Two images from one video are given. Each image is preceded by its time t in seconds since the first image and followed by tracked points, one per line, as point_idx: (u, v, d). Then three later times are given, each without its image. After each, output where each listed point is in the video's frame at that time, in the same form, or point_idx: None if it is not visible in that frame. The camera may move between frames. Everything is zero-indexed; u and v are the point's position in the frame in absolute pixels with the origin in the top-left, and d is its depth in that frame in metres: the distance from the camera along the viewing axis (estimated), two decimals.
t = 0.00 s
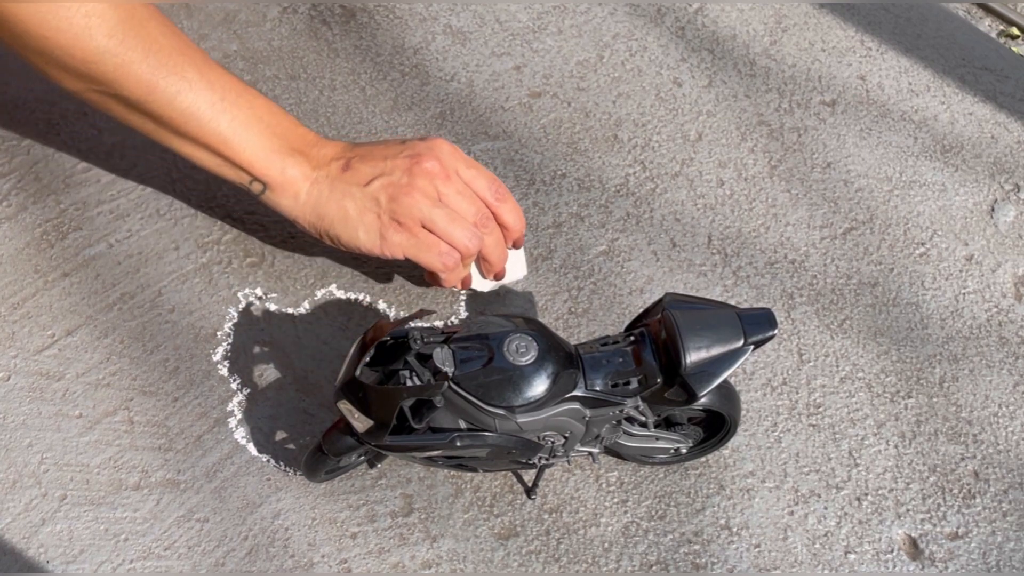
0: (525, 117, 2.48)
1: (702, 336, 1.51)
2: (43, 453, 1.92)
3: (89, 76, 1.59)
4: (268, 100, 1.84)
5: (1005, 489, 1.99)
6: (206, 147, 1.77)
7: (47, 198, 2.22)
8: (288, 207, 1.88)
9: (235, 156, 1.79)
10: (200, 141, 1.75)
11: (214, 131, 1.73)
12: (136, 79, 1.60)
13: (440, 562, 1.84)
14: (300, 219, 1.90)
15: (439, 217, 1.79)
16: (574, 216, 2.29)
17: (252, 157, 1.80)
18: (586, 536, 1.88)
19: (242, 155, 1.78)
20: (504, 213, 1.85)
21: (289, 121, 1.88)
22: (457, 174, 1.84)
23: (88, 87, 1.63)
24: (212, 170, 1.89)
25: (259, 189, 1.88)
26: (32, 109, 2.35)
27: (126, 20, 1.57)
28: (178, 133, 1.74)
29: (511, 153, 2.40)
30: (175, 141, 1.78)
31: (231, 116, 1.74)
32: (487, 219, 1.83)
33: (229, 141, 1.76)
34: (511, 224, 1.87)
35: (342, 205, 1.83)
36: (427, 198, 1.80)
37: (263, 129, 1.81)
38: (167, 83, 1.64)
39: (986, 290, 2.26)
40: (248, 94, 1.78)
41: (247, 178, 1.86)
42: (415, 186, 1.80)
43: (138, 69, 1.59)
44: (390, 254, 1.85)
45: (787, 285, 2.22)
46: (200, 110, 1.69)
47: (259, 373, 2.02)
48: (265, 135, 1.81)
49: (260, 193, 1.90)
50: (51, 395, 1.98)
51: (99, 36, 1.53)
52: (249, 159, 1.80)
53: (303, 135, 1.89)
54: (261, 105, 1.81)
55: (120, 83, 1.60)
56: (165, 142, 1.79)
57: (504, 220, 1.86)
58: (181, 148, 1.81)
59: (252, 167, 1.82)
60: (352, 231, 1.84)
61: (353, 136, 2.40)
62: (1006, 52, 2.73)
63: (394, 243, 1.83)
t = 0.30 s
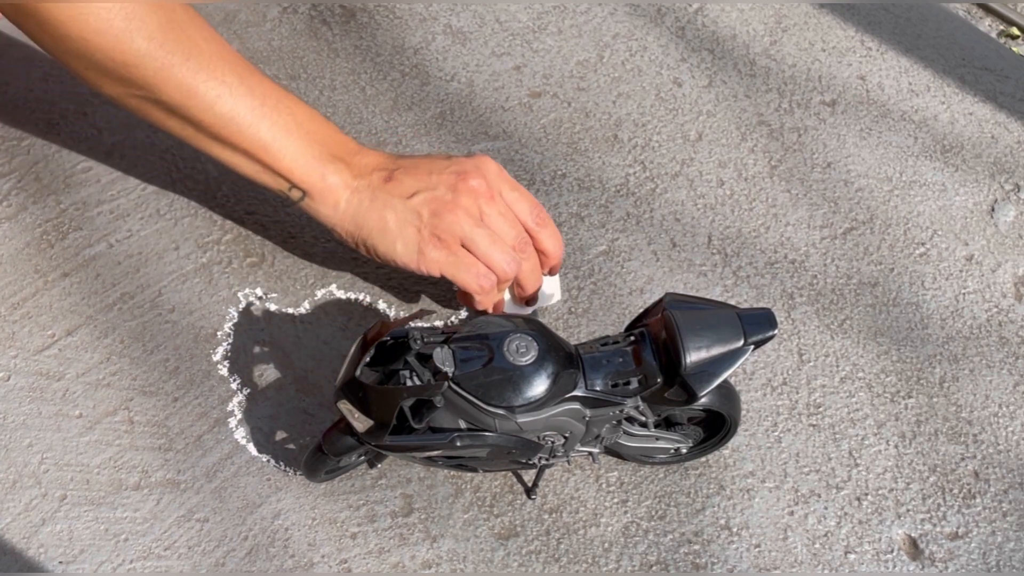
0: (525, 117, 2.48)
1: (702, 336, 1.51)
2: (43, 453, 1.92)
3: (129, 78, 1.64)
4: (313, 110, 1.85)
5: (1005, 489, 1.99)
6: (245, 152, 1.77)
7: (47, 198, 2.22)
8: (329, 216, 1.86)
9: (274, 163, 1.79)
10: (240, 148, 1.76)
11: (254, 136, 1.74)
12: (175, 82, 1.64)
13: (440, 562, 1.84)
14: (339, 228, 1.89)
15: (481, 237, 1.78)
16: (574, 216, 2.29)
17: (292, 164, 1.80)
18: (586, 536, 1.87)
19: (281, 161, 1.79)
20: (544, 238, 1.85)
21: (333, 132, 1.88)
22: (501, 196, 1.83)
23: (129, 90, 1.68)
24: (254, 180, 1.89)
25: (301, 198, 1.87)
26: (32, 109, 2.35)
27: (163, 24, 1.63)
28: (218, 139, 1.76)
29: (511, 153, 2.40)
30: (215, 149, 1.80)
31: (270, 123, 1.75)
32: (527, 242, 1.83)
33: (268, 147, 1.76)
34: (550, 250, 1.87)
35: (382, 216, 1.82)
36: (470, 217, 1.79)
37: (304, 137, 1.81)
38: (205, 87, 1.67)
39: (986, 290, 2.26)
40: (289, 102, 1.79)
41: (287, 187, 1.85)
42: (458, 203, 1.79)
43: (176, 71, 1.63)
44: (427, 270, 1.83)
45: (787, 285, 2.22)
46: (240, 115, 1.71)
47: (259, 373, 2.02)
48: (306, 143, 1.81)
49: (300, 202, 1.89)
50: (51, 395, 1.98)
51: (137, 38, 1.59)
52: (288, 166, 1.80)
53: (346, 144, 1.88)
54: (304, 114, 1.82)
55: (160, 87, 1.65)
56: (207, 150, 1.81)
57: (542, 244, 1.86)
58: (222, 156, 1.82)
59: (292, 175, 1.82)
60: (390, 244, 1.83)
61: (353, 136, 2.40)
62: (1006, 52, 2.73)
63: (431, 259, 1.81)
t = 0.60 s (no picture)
0: (525, 117, 2.48)
1: (702, 336, 1.51)
2: (43, 453, 1.92)
3: (103, 81, 1.65)
4: (292, 124, 1.87)
5: (1005, 489, 1.99)
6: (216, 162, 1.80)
7: (48, 198, 2.22)
8: (299, 229, 1.88)
9: (247, 173, 1.81)
10: (214, 156, 1.78)
11: (226, 147, 1.76)
12: (149, 87, 1.66)
13: (440, 562, 1.84)
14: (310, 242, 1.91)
15: (448, 268, 1.78)
16: (574, 215, 2.29)
17: (265, 174, 1.82)
18: (586, 536, 1.88)
19: (255, 171, 1.81)
20: (516, 279, 1.85)
21: (314, 147, 1.90)
22: (477, 231, 1.84)
23: (102, 94, 1.69)
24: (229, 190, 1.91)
25: (273, 210, 1.89)
26: (32, 109, 2.35)
27: (139, 28, 1.64)
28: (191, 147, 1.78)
29: (511, 153, 2.40)
30: (189, 156, 1.81)
31: (245, 133, 1.77)
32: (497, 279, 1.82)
33: (242, 157, 1.78)
34: (522, 292, 1.85)
35: (352, 234, 1.83)
36: (441, 246, 1.79)
37: (280, 150, 1.83)
38: (181, 94, 1.69)
39: (986, 290, 2.26)
40: (265, 113, 1.81)
41: (259, 199, 1.87)
42: (430, 231, 1.80)
43: (150, 77, 1.65)
44: (391, 294, 1.82)
45: (787, 285, 2.22)
46: (213, 125, 1.73)
47: (259, 373, 2.02)
48: (282, 155, 1.83)
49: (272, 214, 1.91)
50: (51, 395, 1.98)
51: (111, 42, 1.61)
52: (261, 176, 1.82)
53: (324, 161, 1.90)
54: (282, 128, 1.84)
55: (134, 91, 1.66)
56: (181, 156, 1.82)
57: (515, 286, 1.85)
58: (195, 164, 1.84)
59: (265, 186, 1.83)
60: (357, 264, 1.83)
61: (353, 136, 2.40)
62: (1006, 52, 2.73)
63: (396, 284, 1.80)
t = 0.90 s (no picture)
0: (525, 117, 2.48)
1: (703, 336, 1.51)
2: (43, 453, 1.92)
3: (97, 92, 1.65)
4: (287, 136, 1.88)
5: (1005, 489, 1.99)
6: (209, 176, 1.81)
7: (48, 198, 2.22)
8: (293, 242, 1.90)
9: (241, 185, 1.82)
10: (208, 168, 1.79)
11: (220, 161, 1.77)
12: (144, 98, 1.66)
13: (440, 562, 1.84)
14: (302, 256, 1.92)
15: (443, 271, 1.78)
16: (574, 216, 2.29)
17: (259, 187, 1.83)
18: (586, 536, 1.88)
19: (248, 184, 1.82)
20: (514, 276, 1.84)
21: (306, 159, 1.91)
22: (470, 230, 1.82)
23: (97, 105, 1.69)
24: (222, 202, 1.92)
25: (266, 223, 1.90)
26: (32, 109, 2.35)
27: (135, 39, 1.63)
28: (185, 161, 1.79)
29: (511, 153, 2.40)
30: (182, 168, 1.82)
31: (239, 146, 1.78)
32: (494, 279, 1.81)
33: (235, 170, 1.79)
34: (521, 288, 1.85)
35: (345, 246, 1.84)
36: (434, 250, 1.79)
37: (273, 163, 1.84)
38: (176, 106, 1.69)
39: (986, 290, 2.26)
40: (259, 126, 1.82)
41: (252, 211, 1.88)
42: (422, 236, 1.80)
43: (146, 89, 1.65)
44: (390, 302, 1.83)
45: (787, 285, 2.22)
46: (207, 139, 1.73)
47: (259, 373, 2.02)
48: (275, 168, 1.84)
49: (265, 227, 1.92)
50: (51, 395, 1.98)
51: (108, 53, 1.60)
52: (255, 190, 1.83)
53: (315, 173, 1.91)
54: (275, 140, 1.85)
55: (129, 103, 1.66)
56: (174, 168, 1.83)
57: (513, 283, 1.84)
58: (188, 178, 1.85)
59: (258, 199, 1.85)
60: (353, 274, 1.85)
61: (353, 136, 2.40)
62: (1006, 52, 2.73)
63: (393, 291, 1.81)
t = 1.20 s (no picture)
0: (525, 117, 2.48)
1: (702, 336, 1.51)
2: (43, 453, 1.92)
3: (136, 106, 1.59)
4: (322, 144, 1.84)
5: (1005, 489, 1.99)
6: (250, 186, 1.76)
7: (48, 198, 2.22)
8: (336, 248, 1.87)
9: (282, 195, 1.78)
10: (247, 179, 1.75)
11: (261, 170, 1.73)
12: (185, 112, 1.61)
13: (440, 562, 1.84)
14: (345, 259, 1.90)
15: (490, 260, 1.77)
16: (574, 215, 2.29)
17: (300, 196, 1.79)
18: (586, 536, 1.88)
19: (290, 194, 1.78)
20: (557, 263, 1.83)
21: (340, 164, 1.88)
22: (511, 221, 1.82)
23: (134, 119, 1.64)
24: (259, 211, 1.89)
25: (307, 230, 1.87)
26: (32, 109, 2.35)
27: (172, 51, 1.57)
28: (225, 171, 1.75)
29: (511, 153, 2.40)
30: (221, 179, 1.77)
31: (279, 156, 1.73)
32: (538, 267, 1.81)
33: (277, 180, 1.75)
34: (563, 275, 1.84)
35: (391, 244, 1.82)
36: (479, 240, 1.78)
37: (312, 170, 1.80)
38: (215, 117, 1.64)
39: (986, 290, 2.26)
40: (297, 135, 1.78)
41: (292, 219, 1.85)
42: (466, 227, 1.79)
43: (186, 103, 1.60)
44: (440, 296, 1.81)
45: (787, 285, 2.22)
46: (249, 150, 1.69)
47: (259, 373, 2.02)
48: (315, 176, 1.80)
49: (303, 232, 1.89)
50: (51, 395, 1.98)
51: (147, 66, 1.55)
52: (296, 199, 1.79)
53: (350, 176, 1.88)
54: (311, 146, 1.81)
55: (168, 116, 1.61)
56: (210, 179, 1.78)
57: (554, 270, 1.83)
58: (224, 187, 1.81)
59: (299, 205, 1.81)
60: (401, 272, 1.82)
61: (353, 136, 2.40)
62: (1007, 52, 2.73)
63: (443, 285, 1.79)
